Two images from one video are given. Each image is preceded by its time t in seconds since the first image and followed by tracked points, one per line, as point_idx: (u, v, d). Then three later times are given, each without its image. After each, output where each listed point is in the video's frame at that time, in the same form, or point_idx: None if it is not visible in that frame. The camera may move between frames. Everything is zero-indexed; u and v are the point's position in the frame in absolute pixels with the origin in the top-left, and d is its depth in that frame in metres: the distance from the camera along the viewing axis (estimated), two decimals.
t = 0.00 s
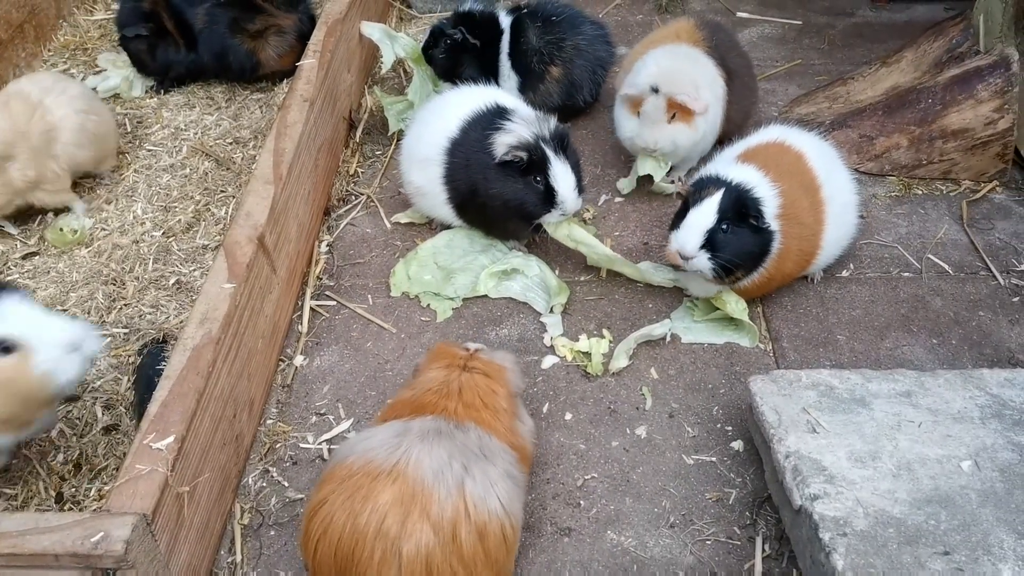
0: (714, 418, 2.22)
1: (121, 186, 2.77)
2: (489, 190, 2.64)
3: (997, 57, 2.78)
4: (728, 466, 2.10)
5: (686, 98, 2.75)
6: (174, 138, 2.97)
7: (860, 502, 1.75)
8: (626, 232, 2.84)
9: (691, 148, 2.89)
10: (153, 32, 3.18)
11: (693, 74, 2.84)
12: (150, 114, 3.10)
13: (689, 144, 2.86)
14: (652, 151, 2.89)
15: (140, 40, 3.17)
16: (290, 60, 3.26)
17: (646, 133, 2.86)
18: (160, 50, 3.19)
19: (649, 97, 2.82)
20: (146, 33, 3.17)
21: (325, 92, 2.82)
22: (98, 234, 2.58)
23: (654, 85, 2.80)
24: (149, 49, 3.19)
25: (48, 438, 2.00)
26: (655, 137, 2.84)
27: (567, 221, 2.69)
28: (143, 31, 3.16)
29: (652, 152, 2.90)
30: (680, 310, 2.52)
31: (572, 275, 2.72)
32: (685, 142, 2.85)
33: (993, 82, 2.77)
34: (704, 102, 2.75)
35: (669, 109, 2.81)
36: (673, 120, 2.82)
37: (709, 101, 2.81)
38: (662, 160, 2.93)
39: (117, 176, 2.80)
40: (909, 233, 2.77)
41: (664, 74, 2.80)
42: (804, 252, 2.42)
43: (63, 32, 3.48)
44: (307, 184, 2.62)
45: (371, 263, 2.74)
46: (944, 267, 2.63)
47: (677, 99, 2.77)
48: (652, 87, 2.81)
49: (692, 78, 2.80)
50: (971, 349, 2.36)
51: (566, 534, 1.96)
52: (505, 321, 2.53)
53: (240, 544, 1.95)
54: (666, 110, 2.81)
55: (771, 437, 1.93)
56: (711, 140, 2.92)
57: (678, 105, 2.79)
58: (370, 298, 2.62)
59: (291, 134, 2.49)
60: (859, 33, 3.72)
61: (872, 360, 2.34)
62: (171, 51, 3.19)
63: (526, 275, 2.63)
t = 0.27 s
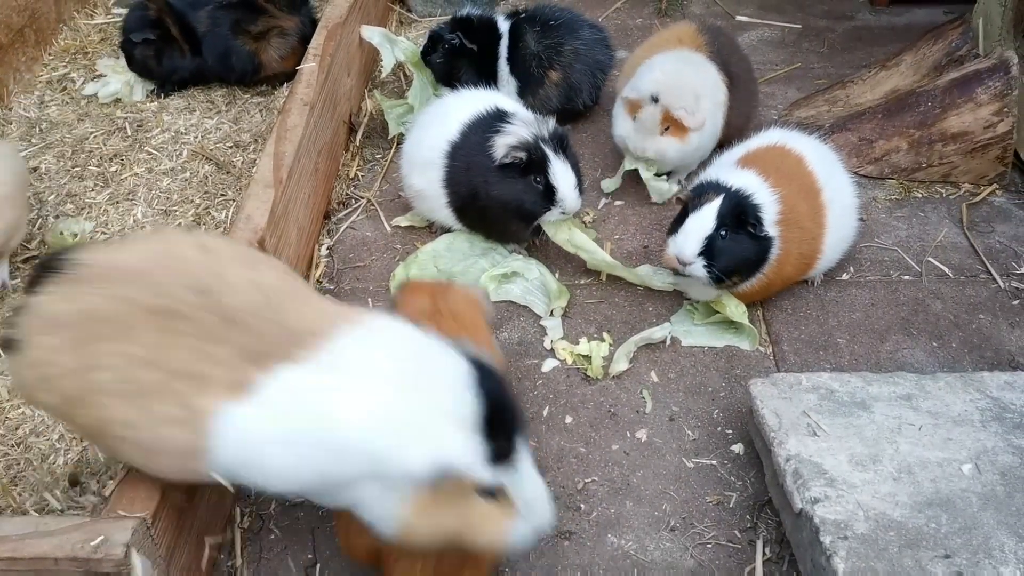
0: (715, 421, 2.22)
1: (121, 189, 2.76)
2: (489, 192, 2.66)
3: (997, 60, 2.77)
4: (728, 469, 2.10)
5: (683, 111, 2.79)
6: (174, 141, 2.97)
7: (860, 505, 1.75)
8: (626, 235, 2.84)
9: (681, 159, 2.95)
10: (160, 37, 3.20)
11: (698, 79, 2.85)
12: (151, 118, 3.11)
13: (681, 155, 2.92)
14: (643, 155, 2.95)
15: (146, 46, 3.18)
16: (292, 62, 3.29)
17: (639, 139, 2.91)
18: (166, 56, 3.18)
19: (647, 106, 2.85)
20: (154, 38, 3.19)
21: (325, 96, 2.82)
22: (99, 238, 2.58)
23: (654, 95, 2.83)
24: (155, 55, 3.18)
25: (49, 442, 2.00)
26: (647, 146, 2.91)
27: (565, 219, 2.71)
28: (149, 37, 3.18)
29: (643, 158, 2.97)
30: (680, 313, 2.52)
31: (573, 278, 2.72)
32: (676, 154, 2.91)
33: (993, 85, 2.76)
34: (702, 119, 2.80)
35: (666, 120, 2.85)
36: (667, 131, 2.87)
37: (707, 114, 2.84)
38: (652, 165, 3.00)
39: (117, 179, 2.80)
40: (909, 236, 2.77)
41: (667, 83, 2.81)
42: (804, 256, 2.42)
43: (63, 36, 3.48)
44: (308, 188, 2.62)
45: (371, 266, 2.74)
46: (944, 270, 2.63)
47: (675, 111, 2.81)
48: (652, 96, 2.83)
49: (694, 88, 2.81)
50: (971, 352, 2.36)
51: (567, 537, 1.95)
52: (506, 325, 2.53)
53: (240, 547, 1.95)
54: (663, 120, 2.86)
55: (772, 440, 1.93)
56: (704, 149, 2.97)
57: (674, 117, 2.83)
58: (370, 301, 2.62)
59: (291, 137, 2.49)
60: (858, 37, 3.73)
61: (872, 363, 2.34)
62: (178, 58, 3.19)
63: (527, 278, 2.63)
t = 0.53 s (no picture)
0: (715, 424, 2.22)
1: (121, 192, 2.76)
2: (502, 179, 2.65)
3: (996, 63, 2.77)
4: (729, 472, 2.09)
5: (678, 102, 2.80)
6: (174, 144, 2.97)
7: (861, 508, 1.75)
8: (626, 238, 2.83)
9: (670, 153, 2.94)
10: (159, 39, 3.22)
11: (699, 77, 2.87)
12: (151, 120, 3.11)
13: (671, 149, 2.92)
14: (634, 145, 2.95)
15: (145, 47, 3.21)
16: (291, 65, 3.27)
17: (632, 126, 2.92)
18: (164, 59, 3.20)
19: (642, 94, 2.86)
20: (153, 40, 3.21)
21: (325, 98, 2.82)
22: (98, 240, 2.58)
23: (649, 83, 2.84)
24: (153, 57, 3.20)
25: (49, 445, 1.99)
26: (638, 134, 2.91)
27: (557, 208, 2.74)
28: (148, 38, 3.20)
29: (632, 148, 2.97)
30: (680, 316, 2.52)
31: (572, 280, 2.72)
32: (666, 145, 2.90)
33: (993, 88, 2.76)
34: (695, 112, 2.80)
35: (660, 107, 2.86)
36: (660, 121, 2.88)
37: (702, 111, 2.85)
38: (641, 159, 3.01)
39: (117, 182, 2.80)
40: (909, 238, 2.77)
41: (665, 75, 2.83)
42: (801, 258, 2.42)
43: (63, 38, 3.49)
44: (307, 190, 2.62)
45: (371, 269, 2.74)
46: (944, 273, 2.63)
47: (669, 101, 2.82)
48: (648, 85, 2.84)
49: (692, 83, 2.83)
50: (972, 354, 2.36)
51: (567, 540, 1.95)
52: (505, 327, 2.53)
53: (239, 550, 1.94)
54: (656, 109, 2.86)
55: (772, 442, 1.93)
56: (697, 149, 2.96)
57: (668, 107, 2.84)
58: (371, 304, 2.62)
59: (290, 140, 2.49)
60: (858, 39, 3.73)
61: (872, 366, 2.34)
62: (177, 62, 3.21)
63: (526, 282, 2.63)
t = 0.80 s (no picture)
0: (715, 427, 2.22)
1: (121, 195, 2.76)
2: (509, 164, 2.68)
3: (996, 66, 2.78)
4: (729, 475, 2.10)
5: (716, 78, 2.86)
6: (174, 147, 2.98)
7: (861, 510, 1.75)
8: (626, 240, 2.83)
9: (704, 133, 2.98)
10: (156, 45, 3.23)
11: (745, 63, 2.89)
12: (151, 123, 3.11)
13: (701, 126, 2.95)
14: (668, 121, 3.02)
15: (143, 52, 3.22)
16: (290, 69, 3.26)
17: (670, 101, 2.98)
18: (162, 62, 3.22)
19: (686, 66, 2.96)
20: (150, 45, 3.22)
21: (325, 101, 2.83)
22: (99, 243, 2.58)
23: (695, 59, 2.94)
24: (152, 61, 3.22)
25: (49, 449, 1.99)
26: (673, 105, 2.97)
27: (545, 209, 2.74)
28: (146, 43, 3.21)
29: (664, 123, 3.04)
30: (680, 318, 2.52)
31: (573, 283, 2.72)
32: (701, 122, 2.94)
33: (992, 90, 2.77)
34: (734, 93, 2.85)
35: (700, 84, 2.92)
36: (699, 98, 2.93)
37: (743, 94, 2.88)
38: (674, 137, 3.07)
39: (118, 185, 2.80)
40: (909, 241, 2.77)
41: (711, 54, 2.91)
42: (797, 261, 2.41)
43: (63, 42, 3.49)
44: (308, 193, 2.63)
45: (371, 272, 2.74)
46: (944, 275, 2.63)
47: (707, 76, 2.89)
48: (693, 60, 2.95)
49: (741, 66, 2.87)
50: (972, 357, 2.36)
51: (567, 543, 1.95)
52: (506, 330, 2.53)
53: (240, 553, 1.94)
54: (697, 83, 2.93)
55: (772, 445, 1.93)
56: (737, 132, 2.98)
57: (709, 83, 2.90)
58: (371, 307, 2.62)
59: (291, 143, 2.49)
60: (858, 42, 3.74)
61: (872, 368, 2.34)
62: (174, 64, 3.22)
63: (526, 285, 2.64)
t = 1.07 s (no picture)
0: (716, 429, 2.22)
1: (121, 197, 2.76)
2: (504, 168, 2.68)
3: (995, 68, 2.78)
4: (729, 477, 2.09)
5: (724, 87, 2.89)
6: (174, 150, 2.98)
7: (862, 513, 1.75)
8: (627, 243, 2.83)
9: (720, 141, 3.01)
10: (156, 47, 3.22)
11: (747, 70, 2.91)
12: (151, 126, 3.11)
13: (716, 135, 2.98)
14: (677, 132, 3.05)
15: (144, 55, 3.22)
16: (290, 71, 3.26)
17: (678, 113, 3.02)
18: (163, 65, 3.22)
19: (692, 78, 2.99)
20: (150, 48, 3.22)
21: (325, 104, 2.83)
22: (99, 246, 2.58)
23: (701, 69, 2.97)
24: (152, 64, 3.22)
25: (48, 451, 1.99)
26: (685, 118, 3.00)
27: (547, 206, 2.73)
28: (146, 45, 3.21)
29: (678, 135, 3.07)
30: (680, 321, 2.52)
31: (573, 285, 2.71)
32: (708, 132, 2.97)
33: (992, 92, 2.77)
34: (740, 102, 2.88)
35: (706, 94, 2.95)
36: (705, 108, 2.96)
37: (751, 99, 2.91)
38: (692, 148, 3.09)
39: (118, 187, 2.80)
40: (909, 243, 2.77)
41: (715, 62, 2.95)
42: (798, 263, 2.41)
43: (64, 45, 3.49)
44: (308, 195, 2.63)
45: (371, 274, 2.74)
46: (945, 277, 2.63)
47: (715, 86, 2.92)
48: (699, 70, 2.98)
49: (745, 72, 2.90)
50: (972, 359, 2.36)
51: (567, 545, 1.95)
52: (506, 332, 2.53)
53: (239, 556, 1.94)
54: (704, 94, 2.96)
55: (772, 447, 1.92)
56: (751, 136, 3.01)
57: (716, 92, 2.93)
58: (371, 309, 2.61)
59: (291, 145, 2.49)
60: (858, 44, 3.74)
61: (873, 371, 2.34)
62: (173, 66, 3.21)
63: (526, 287, 2.63)
